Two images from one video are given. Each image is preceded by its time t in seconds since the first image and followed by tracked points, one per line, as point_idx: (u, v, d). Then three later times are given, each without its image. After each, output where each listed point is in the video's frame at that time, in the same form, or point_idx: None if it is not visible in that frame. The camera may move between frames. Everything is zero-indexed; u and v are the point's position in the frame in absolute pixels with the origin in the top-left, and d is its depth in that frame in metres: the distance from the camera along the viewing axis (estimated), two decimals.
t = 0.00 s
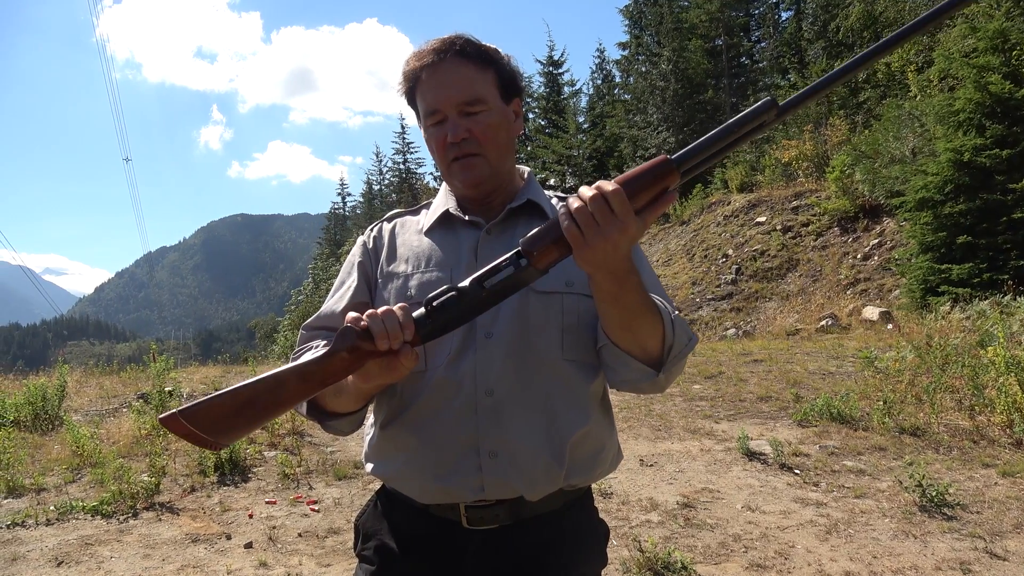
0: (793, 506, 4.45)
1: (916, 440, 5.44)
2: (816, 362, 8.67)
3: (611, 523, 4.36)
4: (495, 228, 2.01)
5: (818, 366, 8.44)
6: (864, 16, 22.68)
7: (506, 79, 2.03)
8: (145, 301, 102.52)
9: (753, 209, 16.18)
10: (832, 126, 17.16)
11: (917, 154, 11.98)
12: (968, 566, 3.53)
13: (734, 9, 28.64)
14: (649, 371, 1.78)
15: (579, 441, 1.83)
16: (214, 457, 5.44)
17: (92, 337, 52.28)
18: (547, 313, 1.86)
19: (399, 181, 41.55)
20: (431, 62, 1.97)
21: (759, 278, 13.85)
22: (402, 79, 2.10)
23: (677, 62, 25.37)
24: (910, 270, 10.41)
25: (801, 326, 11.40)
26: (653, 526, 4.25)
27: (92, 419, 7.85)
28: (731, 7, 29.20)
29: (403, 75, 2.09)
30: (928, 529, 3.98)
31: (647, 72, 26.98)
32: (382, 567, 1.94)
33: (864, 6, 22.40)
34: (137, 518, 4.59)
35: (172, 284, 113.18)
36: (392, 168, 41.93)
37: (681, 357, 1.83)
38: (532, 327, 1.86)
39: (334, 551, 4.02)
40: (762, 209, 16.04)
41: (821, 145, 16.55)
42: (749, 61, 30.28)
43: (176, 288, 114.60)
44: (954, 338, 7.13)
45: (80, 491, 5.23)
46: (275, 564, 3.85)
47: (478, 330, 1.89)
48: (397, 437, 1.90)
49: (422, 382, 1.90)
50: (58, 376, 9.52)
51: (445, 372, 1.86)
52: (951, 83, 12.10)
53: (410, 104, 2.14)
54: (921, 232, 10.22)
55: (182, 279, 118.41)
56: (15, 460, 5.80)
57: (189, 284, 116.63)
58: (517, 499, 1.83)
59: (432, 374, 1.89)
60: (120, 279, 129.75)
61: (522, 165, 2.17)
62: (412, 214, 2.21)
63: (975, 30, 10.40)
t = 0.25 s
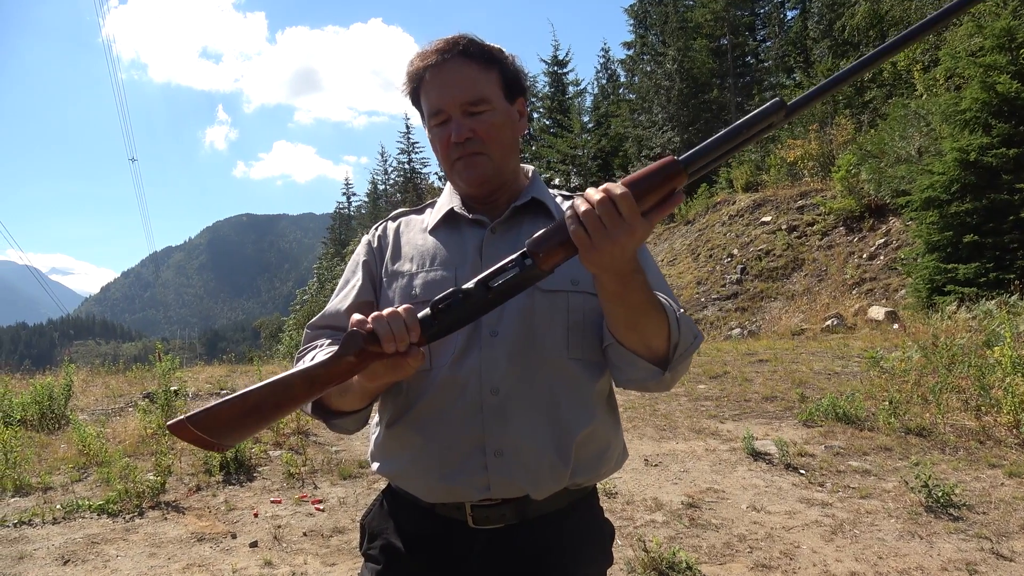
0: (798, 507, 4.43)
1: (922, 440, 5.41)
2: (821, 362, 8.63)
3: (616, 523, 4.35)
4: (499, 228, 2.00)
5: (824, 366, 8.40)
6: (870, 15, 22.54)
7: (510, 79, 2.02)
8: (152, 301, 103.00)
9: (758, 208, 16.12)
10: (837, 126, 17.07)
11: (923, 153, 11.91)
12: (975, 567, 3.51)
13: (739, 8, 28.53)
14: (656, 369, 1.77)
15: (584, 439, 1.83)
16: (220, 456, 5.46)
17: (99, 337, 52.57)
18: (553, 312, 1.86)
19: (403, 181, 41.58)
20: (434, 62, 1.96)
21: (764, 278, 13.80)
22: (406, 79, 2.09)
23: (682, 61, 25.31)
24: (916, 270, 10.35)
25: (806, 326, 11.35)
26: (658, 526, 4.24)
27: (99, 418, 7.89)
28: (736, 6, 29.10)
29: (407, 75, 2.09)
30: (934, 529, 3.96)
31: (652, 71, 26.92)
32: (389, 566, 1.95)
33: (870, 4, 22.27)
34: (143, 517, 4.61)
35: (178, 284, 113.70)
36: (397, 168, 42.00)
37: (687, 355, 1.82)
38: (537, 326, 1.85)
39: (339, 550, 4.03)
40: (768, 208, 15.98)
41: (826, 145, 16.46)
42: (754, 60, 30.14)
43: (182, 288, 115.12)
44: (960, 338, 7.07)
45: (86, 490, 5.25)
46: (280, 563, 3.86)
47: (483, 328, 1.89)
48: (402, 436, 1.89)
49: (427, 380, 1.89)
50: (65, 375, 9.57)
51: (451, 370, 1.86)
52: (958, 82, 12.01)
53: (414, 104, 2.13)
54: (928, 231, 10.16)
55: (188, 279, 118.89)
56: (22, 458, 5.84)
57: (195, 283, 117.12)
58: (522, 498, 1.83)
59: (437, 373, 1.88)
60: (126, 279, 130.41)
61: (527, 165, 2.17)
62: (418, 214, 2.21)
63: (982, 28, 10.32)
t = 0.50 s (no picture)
0: (800, 507, 4.42)
1: (925, 441, 5.40)
2: (824, 362, 8.61)
3: (618, 523, 4.34)
4: (502, 227, 2.00)
5: (826, 366, 8.38)
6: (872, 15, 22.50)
7: (528, 83, 2.08)
8: (154, 301, 103.18)
9: (760, 208, 16.10)
10: (840, 125, 17.02)
11: (926, 153, 11.89)
12: (977, 567, 3.49)
13: (742, 8, 28.50)
14: (659, 371, 1.77)
15: (585, 440, 1.82)
16: (222, 456, 5.47)
17: (101, 337, 52.68)
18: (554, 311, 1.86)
19: (406, 181, 41.59)
20: (462, 47, 1.99)
21: (767, 278, 13.77)
22: (427, 63, 2.10)
23: (684, 61, 25.29)
24: (919, 270, 10.33)
25: (809, 326, 11.33)
26: (660, 526, 4.23)
27: (101, 418, 7.91)
28: (739, 6, 29.06)
29: (429, 59, 2.09)
30: (936, 530, 3.94)
31: (654, 71, 26.90)
32: (391, 566, 1.94)
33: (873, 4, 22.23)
34: (146, 517, 4.62)
35: (181, 284, 113.91)
36: (399, 168, 42.02)
37: (689, 357, 1.81)
38: (539, 326, 1.85)
39: (341, 550, 4.03)
40: (770, 208, 15.95)
41: (829, 145, 16.40)
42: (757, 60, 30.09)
43: (184, 288, 115.32)
44: (963, 338, 7.05)
45: (89, 490, 5.26)
46: (283, 563, 3.87)
47: (486, 327, 1.89)
48: (405, 435, 1.89)
49: (430, 379, 1.89)
50: (67, 375, 9.59)
51: (454, 370, 1.86)
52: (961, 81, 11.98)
53: (430, 91, 2.13)
54: (930, 231, 10.14)
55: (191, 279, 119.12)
56: (26, 458, 5.86)
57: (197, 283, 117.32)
58: (524, 498, 1.83)
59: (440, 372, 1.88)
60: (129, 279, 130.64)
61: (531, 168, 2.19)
62: (420, 212, 2.21)
63: (985, 28, 10.28)
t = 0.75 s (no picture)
0: (805, 507, 4.40)
1: (930, 441, 5.37)
2: (828, 362, 8.58)
3: (623, 523, 4.33)
4: (507, 227, 1.99)
5: (831, 366, 8.35)
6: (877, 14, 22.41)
7: (546, 95, 2.13)
8: (160, 301, 103.59)
9: (765, 208, 16.05)
10: (845, 125, 16.95)
11: (931, 153, 11.85)
12: (983, 568, 3.47)
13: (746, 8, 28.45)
14: (663, 357, 1.76)
15: (589, 437, 1.82)
16: (227, 456, 5.48)
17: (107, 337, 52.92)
18: (557, 309, 1.86)
19: (410, 181, 41.63)
20: (498, 45, 2.00)
21: (771, 278, 13.73)
22: (456, 53, 2.09)
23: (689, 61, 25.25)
24: (925, 269, 10.27)
25: (814, 326, 11.28)
26: (664, 527, 4.22)
27: (107, 417, 7.95)
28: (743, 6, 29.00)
29: (459, 49, 2.09)
30: (942, 530, 3.92)
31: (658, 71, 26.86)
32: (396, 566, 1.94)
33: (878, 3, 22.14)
34: (151, 516, 4.63)
35: (186, 284, 114.33)
36: (404, 168, 42.06)
37: (692, 339, 1.80)
38: (542, 322, 1.86)
39: (345, 549, 4.04)
40: (774, 208, 15.90)
41: (834, 144, 16.32)
42: (761, 59, 30.00)
43: (190, 288, 115.73)
44: (969, 338, 7.01)
45: (95, 489, 5.29)
46: (287, 562, 3.87)
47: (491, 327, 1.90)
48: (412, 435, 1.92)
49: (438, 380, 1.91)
50: (73, 375, 9.64)
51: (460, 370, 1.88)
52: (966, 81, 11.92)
53: (452, 81, 2.12)
54: (935, 231, 10.09)
55: (196, 279, 119.57)
56: (32, 457, 5.89)
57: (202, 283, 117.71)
58: (529, 496, 1.82)
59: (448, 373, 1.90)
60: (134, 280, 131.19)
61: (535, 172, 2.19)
62: (425, 213, 2.21)
63: (991, 27, 10.22)
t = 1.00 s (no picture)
0: (809, 508, 4.38)
1: (934, 441, 5.35)
2: (832, 362, 8.56)
3: (626, 523, 4.33)
4: (511, 228, 1.99)
5: (835, 366, 8.33)
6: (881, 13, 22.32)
7: (548, 94, 2.13)
8: (164, 301, 103.83)
9: (768, 208, 16.01)
10: (849, 124, 16.89)
11: (935, 153, 11.81)
12: (987, 569, 3.46)
13: (749, 8, 28.39)
14: (661, 359, 1.75)
15: (593, 437, 1.81)
16: (231, 455, 5.49)
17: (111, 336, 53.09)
18: (561, 308, 1.87)
19: (413, 181, 41.63)
20: (498, 47, 2.00)
21: (775, 278, 13.69)
22: (458, 56, 2.09)
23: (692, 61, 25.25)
24: (928, 269, 10.24)
25: (817, 326, 11.25)
26: (668, 527, 4.21)
27: (111, 417, 7.97)
28: (747, 6, 28.94)
29: (460, 52, 2.09)
30: (946, 531, 3.91)
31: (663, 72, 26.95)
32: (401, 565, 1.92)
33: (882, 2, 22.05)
34: (154, 516, 4.64)
35: (190, 284, 114.60)
36: (407, 168, 42.08)
37: (692, 340, 1.79)
38: (546, 322, 1.87)
39: (349, 549, 4.04)
40: (778, 208, 15.86)
41: (837, 144, 16.27)
42: (765, 59, 29.91)
43: (193, 288, 116.00)
44: (973, 338, 6.98)
45: (99, 488, 5.30)
46: (290, 562, 3.88)
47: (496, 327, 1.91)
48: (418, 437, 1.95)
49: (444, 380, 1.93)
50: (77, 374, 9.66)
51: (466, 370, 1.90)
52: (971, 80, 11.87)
53: (454, 84, 2.13)
54: (939, 231, 10.05)
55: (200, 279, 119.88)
56: (36, 457, 5.91)
57: (206, 283, 117.99)
58: (535, 495, 1.81)
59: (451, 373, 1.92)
60: (138, 279, 131.54)
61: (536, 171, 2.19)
62: (428, 214, 2.21)
63: (996, 26, 10.17)
